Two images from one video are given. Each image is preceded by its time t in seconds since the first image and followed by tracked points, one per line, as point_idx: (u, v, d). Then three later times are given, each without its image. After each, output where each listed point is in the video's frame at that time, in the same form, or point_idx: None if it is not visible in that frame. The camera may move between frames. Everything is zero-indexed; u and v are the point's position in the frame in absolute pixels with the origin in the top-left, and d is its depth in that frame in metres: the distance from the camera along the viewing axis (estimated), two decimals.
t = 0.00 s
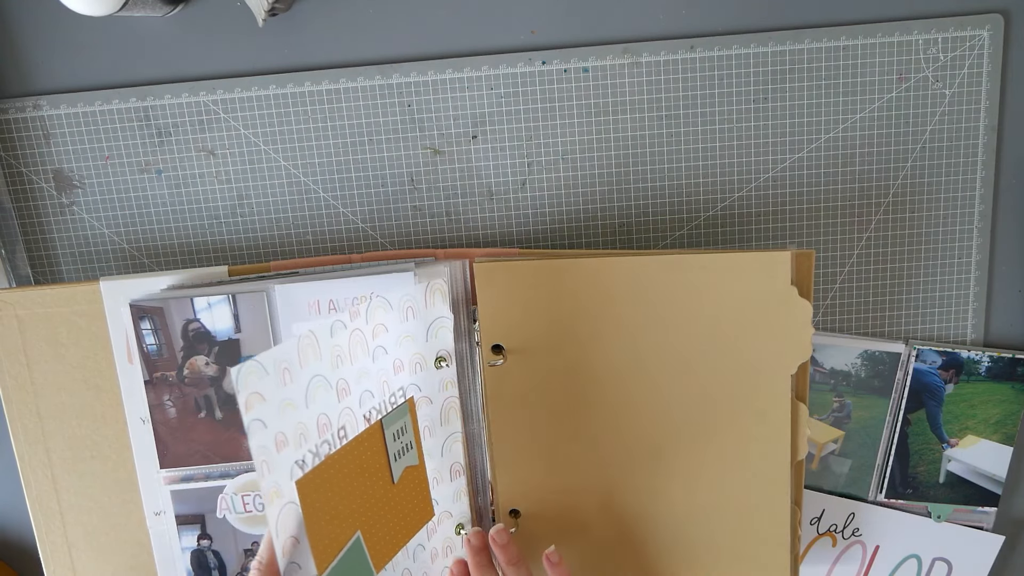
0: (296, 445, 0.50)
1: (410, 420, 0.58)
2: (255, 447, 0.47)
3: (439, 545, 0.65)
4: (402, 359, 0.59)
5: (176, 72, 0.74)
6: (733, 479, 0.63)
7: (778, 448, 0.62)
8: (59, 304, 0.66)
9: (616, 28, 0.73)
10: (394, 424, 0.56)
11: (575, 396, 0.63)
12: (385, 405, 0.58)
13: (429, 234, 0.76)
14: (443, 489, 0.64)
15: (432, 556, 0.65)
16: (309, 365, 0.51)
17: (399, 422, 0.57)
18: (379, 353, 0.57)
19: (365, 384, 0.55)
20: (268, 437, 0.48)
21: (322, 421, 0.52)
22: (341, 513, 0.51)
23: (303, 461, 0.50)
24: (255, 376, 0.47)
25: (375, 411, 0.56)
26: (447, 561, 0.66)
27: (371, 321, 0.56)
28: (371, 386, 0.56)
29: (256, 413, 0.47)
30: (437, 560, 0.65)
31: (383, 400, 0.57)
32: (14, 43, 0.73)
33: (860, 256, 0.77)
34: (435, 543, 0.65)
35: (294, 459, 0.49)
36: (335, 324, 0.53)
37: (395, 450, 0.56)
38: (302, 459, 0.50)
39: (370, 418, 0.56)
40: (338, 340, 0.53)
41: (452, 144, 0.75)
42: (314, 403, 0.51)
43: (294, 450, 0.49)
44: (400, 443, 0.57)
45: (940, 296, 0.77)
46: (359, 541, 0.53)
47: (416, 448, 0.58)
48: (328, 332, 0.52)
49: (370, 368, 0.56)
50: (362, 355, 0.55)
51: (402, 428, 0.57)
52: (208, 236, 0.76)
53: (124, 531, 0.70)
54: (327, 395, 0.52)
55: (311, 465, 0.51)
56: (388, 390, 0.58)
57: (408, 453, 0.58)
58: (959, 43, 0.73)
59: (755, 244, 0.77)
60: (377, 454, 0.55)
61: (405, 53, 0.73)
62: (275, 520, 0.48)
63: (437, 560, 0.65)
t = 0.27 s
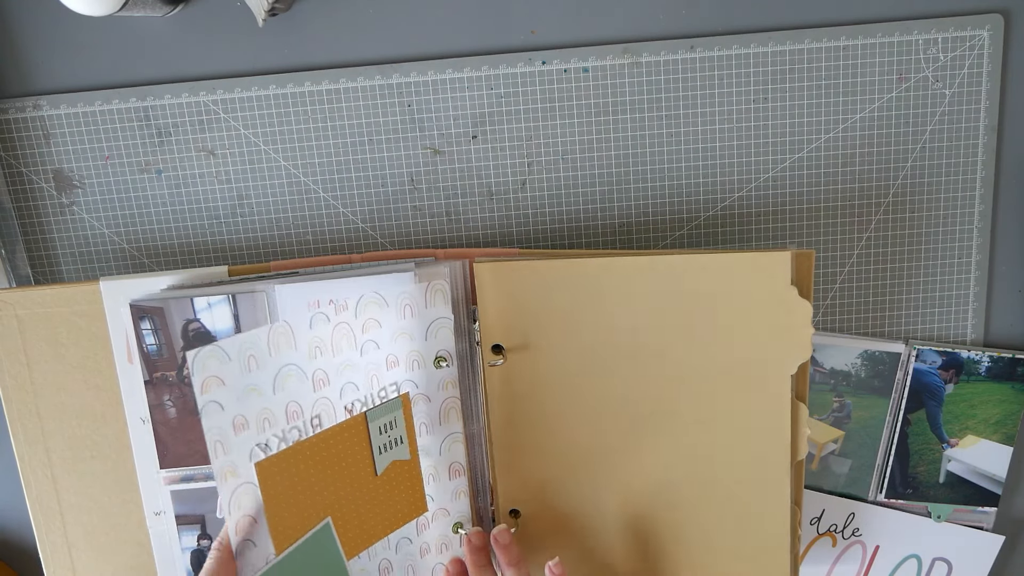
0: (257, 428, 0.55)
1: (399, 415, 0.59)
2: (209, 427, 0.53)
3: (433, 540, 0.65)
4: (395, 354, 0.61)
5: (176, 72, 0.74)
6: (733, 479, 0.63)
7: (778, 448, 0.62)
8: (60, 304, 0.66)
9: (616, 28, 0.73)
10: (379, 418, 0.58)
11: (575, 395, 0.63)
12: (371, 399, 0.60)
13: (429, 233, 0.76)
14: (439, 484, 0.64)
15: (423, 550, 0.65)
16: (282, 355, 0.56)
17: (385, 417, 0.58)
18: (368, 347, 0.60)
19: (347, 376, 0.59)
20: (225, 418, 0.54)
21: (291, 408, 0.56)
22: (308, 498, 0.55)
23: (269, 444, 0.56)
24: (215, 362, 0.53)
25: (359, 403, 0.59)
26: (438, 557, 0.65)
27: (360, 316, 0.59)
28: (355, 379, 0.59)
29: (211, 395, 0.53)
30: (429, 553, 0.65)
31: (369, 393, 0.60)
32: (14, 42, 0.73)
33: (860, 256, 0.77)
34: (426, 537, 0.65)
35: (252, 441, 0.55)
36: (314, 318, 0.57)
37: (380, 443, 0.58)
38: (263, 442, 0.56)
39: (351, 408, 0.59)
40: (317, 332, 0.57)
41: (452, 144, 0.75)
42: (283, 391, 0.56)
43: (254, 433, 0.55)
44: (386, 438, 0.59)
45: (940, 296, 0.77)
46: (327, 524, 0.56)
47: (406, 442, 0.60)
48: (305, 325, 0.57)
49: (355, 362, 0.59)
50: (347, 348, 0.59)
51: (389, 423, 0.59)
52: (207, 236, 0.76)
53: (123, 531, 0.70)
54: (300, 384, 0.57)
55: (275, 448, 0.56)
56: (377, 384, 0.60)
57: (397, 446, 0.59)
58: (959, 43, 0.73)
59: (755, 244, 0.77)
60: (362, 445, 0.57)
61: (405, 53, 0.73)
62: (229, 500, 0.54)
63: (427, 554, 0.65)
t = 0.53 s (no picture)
0: (231, 406, 0.59)
1: (391, 410, 0.61)
2: (180, 400, 0.58)
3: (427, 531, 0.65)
4: (393, 353, 0.61)
5: (176, 72, 0.74)
6: (733, 479, 0.63)
7: (778, 448, 0.62)
8: (60, 304, 0.66)
9: (616, 28, 0.73)
10: (368, 411, 0.61)
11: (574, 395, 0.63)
12: (362, 392, 0.61)
13: (429, 234, 0.76)
14: (437, 480, 0.64)
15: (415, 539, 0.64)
16: (262, 342, 0.59)
17: (377, 410, 0.61)
18: (363, 343, 0.60)
19: (335, 369, 0.60)
20: (197, 394, 0.58)
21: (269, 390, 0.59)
22: (291, 471, 0.60)
23: (245, 420, 0.59)
24: (190, 340, 0.57)
25: (347, 395, 0.61)
26: (429, 548, 0.65)
27: (356, 313, 0.59)
28: (345, 372, 0.60)
29: (183, 371, 0.58)
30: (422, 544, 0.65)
31: (360, 387, 0.61)
32: (14, 43, 0.73)
33: (860, 256, 0.77)
34: (417, 526, 0.64)
35: (223, 417, 0.59)
36: (301, 311, 0.59)
37: (369, 435, 0.61)
38: (238, 417, 0.59)
39: (338, 399, 0.60)
40: (304, 325, 0.59)
41: (452, 144, 0.75)
42: (260, 374, 0.59)
43: (227, 410, 0.59)
44: (375, 430, 0.61)
45: (941, 296, 0.77)
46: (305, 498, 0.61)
47: (400, 437, 0.62)
48: (292, 317, 0.58)
49: (346, 356, 0.60)
50: (339, 343, 0.60)
51: (380, 416, 0.61)
52: (207, 236, 0.76)
53: (123, 531, 0.70)
54: (280, 369, 0.59)
55: (249, 425, 0.59)
56: (371, 380, 0.61)
57: (389, 440, 0.62)
58: (959, 43, 0.73)
59: (755, 244, 0.77)
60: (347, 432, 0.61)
61: (405, 53, 0.73)
62: (200, 463, 0.59)
63: (417, 543, 0.65)
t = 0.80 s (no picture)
0: (232, 384, 0.61)
1: (388, 406, 0.62)
2: (186, 373, 0.61)
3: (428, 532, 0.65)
4: (390, 350, 0.61)
5: (177, 72, 0.74)
6: (733, 479, 0.63)
7: (778, 448, 0.62)
8: (60, 305, 0.66)
9: (616, 28, 0.73)
10: (365, 405, 0.62)
11: (574, 395, 0.63)
12: (359, 385, 0.62)
13: (429, 234, 0.76)
14: (437, 481, 0.64)
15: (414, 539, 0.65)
16: (263, 327, 0.61)
17: (374, 405, 0.62)
18: (360, 337, 0.61)
19: (332, 360, 0.61)
20: (201, 368, 0.61)
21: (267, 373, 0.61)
22: (291, 455, 0.62)
23: (246, 400, 0.62)
24: (194, 320, 0.60)
25: (344, 386, 0.62)
26: (428, 549, 0.65)
27: (354, 307, 0.60)
28: (342, 364, 0.61)
29: (188, 346, 0.60)
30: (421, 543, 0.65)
31: (358, 379, 0.62)
32: (14, 43, 0.73)
33: (860, 256, 0.77)
34: (416, 526, 0.65)
35: (225, 394, 0.61)
36: (300, 301, 0.60)
37: (366, 429, 0.62)
38: (239, 396, 0.61)
39: (335, 389, 0.62)
40: (302, 315, 0.60)
41: (452, 144, 0.75)
42: (260, 357, 0.61)
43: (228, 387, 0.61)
44: (373, 424, 0.62)
45: (941, 296, 0.77)
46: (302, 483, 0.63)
47: (397, 434, 0.63)
48: (290, 306, 0.60)
49: (343, 348, 0.61)
50: (336, 335, 0.61)
51: (377, 412, 0.62)
52: (207, 235, 0.76)
53: (123, 531, 0.70)
54: (279, 354, 0.61)
55: (247, 405, 0.62)
56: (368, 374, 0.62)
57: (386, 436, 0.62)
58: (959, 43, 0.73)
59: (755, 244, 0.77)
60: (344, 424, 0.62)
61: (405, 53, 0.73)
62: (202, 435, 0.62)
63: (416, 543, 0.65)
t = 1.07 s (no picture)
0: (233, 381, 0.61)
1: (387, 405, 0.62)
2: (188, 370, 0.61)
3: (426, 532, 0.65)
4: (389, 349, 0.61)
5: (177, 72, 0.74)
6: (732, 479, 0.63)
7: (778, 448, 0.62)
8: (60, 304, 0.66)
9: (616, 28, 0.73)
10: (364, 404, 0.62)
11: (574, 395, 0.63)
12: (358, 385, 0.62)
13: (429, 234, 0.76)
14: (436, 481, 0.64)
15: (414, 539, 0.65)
16: (263, 325, 0.61)
17: (372, 405, 0.62)
18: (359, 337, 0.61)
19: (331, 359, 0.61)
20: (202, 365, 0.61)
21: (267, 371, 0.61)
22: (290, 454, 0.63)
23: (246, 397, 0.62)
24: (195, 317, 0.60)
25: (343, 385, 0.62)
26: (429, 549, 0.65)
27: (352, 307, 0.60)
28: (341, 363, 0.61)
29: (189, 343, 0.61)
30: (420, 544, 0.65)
31: (356, 379, 0.62)
32: (14, 43, 0.73)
33: (860, 256, 0.77)
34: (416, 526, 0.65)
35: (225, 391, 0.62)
36: (299, 300, 0.60)
37: (364, 429, 0.62)
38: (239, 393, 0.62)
39: (335, 388, 0.62)
40: (301, 314, 0.60)
41: (452, 144, 0.75)
42: (259, 355, 0.61)
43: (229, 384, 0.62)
44: (371, 424, 0.62)
45: (941, 296, 0.77)
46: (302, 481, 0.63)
47: (395, 434, 0.63)
48: (289, 305, 0.60)
49: (342, 348, 0.61)
50: (336, 334, 0.61)
51: (375, 411, 0.62)
52: (207, 235, 0.76)
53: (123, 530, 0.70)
54: (278, 352, 0.61)
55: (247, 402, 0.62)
56: (367, 374, 0.62)
57: (385, 436, 0.63)
58: (959, 43, 0.73)
59: (755, 243, 0.76)
60: (343, 425, 0.62)
61: (405, 53, 0.73)
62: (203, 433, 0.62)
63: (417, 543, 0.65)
